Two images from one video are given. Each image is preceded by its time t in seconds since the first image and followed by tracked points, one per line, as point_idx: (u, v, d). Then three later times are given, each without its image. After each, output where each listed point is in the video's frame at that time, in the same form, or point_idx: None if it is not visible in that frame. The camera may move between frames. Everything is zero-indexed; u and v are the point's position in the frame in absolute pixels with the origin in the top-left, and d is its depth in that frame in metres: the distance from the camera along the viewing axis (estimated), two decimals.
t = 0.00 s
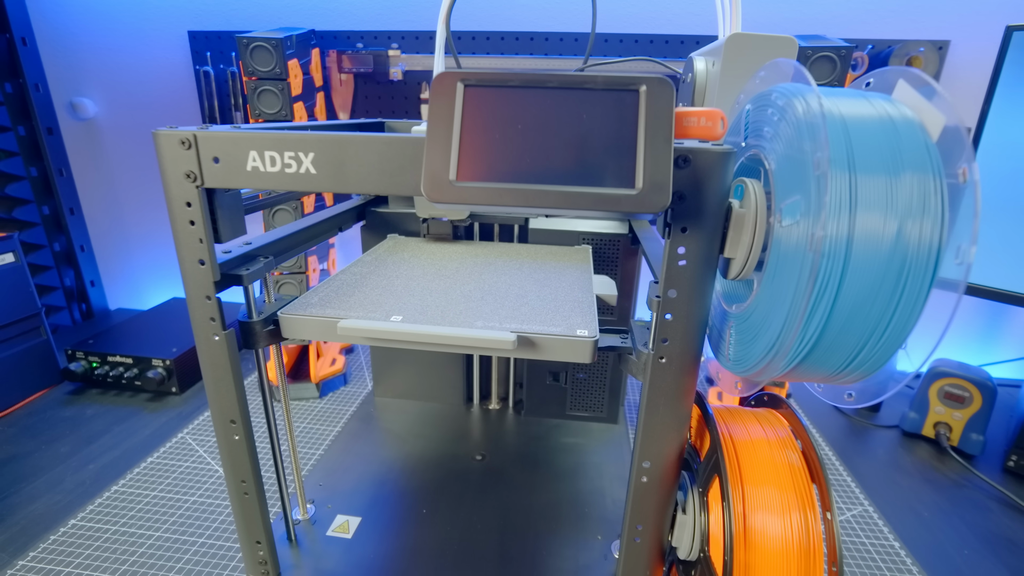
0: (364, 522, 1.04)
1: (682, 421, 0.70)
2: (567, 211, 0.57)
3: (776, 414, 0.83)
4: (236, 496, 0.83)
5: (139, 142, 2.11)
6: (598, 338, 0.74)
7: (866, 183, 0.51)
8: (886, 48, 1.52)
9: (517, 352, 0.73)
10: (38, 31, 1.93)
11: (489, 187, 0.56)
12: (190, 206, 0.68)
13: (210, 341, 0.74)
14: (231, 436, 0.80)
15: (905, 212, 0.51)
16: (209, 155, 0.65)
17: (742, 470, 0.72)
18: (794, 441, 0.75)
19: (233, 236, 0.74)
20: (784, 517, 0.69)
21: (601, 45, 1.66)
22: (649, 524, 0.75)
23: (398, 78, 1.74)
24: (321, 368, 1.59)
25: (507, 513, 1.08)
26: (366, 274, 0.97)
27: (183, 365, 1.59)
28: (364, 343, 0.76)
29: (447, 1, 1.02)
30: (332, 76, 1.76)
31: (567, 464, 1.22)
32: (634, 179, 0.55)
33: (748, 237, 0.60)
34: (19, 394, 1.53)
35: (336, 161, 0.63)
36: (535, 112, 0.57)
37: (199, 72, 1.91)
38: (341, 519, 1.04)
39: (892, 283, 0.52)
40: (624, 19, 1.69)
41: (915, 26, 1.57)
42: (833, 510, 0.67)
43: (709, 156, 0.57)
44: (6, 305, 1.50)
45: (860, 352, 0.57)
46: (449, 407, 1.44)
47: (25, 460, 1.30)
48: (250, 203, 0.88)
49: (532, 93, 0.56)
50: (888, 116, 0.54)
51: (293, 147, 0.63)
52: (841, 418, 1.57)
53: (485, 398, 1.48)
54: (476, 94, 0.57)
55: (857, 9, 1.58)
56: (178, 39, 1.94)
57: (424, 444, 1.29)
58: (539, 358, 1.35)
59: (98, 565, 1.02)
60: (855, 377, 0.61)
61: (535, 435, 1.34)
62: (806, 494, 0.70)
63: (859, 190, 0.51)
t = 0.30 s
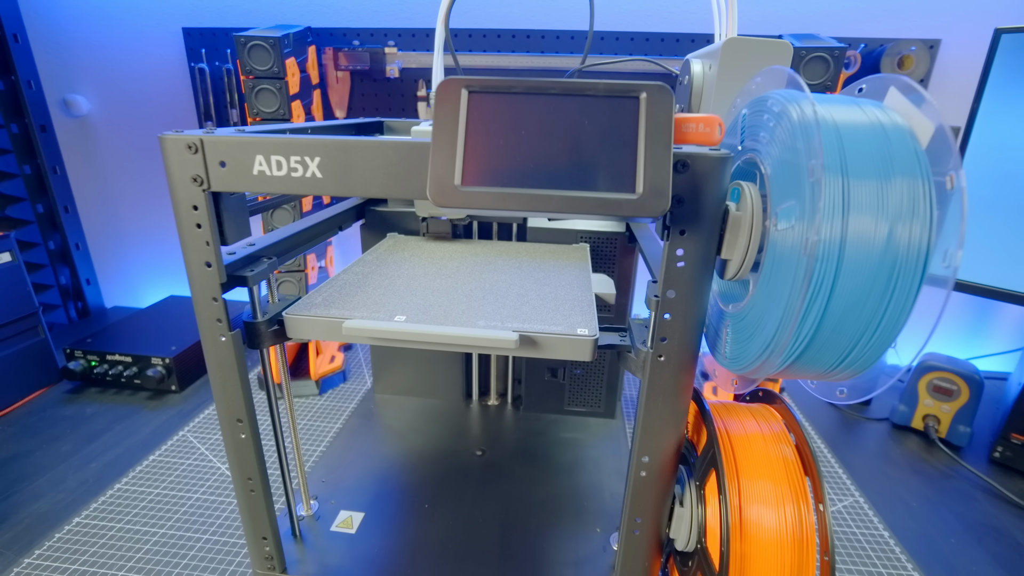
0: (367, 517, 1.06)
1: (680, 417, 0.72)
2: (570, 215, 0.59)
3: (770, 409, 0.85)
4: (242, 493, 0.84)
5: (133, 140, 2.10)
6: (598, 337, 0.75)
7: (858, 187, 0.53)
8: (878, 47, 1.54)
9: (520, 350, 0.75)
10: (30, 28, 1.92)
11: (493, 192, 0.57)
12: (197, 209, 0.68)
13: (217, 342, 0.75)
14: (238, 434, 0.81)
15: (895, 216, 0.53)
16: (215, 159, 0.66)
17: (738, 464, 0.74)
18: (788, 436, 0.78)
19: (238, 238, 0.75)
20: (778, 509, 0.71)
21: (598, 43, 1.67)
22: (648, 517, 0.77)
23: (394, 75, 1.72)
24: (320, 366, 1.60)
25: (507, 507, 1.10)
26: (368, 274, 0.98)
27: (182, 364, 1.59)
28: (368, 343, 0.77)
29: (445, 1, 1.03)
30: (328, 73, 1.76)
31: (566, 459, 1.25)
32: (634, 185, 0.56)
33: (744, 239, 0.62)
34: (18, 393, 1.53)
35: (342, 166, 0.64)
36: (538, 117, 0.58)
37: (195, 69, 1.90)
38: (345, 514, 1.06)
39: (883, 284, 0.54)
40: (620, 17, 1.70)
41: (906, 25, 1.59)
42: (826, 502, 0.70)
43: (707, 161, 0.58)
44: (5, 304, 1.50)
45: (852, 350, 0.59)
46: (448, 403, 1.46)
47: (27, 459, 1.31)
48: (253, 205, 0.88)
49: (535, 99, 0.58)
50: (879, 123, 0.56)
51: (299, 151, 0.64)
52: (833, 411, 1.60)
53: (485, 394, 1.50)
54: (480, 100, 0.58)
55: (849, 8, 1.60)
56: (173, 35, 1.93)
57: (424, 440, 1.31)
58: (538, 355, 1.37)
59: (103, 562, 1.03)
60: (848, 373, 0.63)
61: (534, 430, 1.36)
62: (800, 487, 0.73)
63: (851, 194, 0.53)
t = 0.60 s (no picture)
0: (370, 513, 1.07)
1: (677, 414, 0.74)
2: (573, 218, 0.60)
3: (765, 404, 0.87)
4: (249, 490, 0.86)
5: (128, 138, 2.09)
6: (598, 335, 0.77)
7: (852, 190, 0.55)
8: (871, 45, 1.56)
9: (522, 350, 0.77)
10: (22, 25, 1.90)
11: (498, 197, 0.59)
12: (204, 212, 0.69)
13: (225, 343, 0.76)
14: (244, 433, 0.82)
15: (887, 218, 0.55)
16: (223, 164, 0.67)
17: (734, 459, 0.76)
18: (782, 430, 0.80)
19: (245, 240, 0.76)
20: (774, 502, 0.74)
21: (595, 41, 1.67)
22: (646, 511, 0.79)
23: (392, 73, 1.73)
24: (320, 363, 1.61)
25: (508, 501, 1.12)
26: (370, 273, 0.99)
27: (183, 362, 1.60)
28: (374, 343, 0.78)
29: (445, 1, 1.04)
30: (325, 71, 1.76)
31: (565, 454, 1.27)
32: (635, 189, 0.58)
33: (740, 240, 0.64)
34: (18, 392, 1.53)
35: (348, 169, 0.65)
36: (541, 124, 0.59)
37: (191, 66, 1.89)
38: (349, 510, 1.08)
39: (875, 283, 0.56)
40: (616, 15, 1.71)
41: (900, 23, 1.61)
42: (818, 495, 0.72)
43: (705, 166, 0.60)
44: (4, 304, 1.50)
45: (845, 347, 0.61)
46: (449, 399, 1.48)
47: (29, 458, 1.31)
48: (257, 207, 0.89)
49: (538, 105, 0.59)
50: (871, 128, 0.58)
51: (305, 156, 0.65)
52: (826, 405, 1.63)
53: (484, 391, 1.52)
54: (483, 106, 0.59)
55: (843, 8, 1.62)
56: (169, 32, 1.92)
57: (425, 436, 1.32)
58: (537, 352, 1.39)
59: (110, 559, 1.04)
60: (841, 370, 0.65)
61: (533, 426, 1.38)
62: (793, 480, 0.75)
63: (845, 197, 0.55)
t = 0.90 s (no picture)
0: (374, 508, 1.09)
1: (676, 410, 0.75)
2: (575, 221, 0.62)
3: (761, 400, 0.90)
4: (256, 486, 0.88)
5: (125, 135, 2.09)
6: (599, 333, 0.79)
7: (845, 193, 0.57)
8: (865, 44, 1.58)
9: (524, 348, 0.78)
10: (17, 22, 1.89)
11: (503, 200, 0.60)
12: (212, 214, 0.71)
13: (232, 342, 0.78)
14: (252, 430, 0.84)
15: (880, 220, 0.57)
16: (230, 167, 0.68)
17: (731, 452, 0.78)
18: (777, 425, 0.82)
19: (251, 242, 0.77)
20: (769, 494, 0.76)
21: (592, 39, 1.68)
22: (645, 504, 0.81)
23: (390, 71, 1.74)
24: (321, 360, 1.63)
25: (509, 495, 1.14)
26: (373, 272, 1.00)
27: (184, 360, 1.61)
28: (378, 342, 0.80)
29: (446, 2, 1.05)
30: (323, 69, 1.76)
31: (564, 448, 1.29)
32: (636, 193, 0.60)
33: (737, 241, 0.65)
34: (19, 391, 1.54)
35: (354, 173, 0.66)
36: (545, 128, 0.60)
37: (187, 64, 1.89)
38: (353, 505, 1.09)
39: (868, 283, 0.58)
40: (613, 13, 1.72)
41: (893, 22, 1.63)
42: (812, 487, 0.74)
43: (703, 169, 0.62)
44: (4, 303, 1.51)
45: (838, 345, 0.63)
46: (449, 395, 1.50)
47: (33, 456, 1.32)
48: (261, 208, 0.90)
49: (541, 110, 0.60)
50: (863, 133, 0.60)
51: (312, 159, 0.66)
52: (820, 399, 1.66)
53: (484, 387, 1.54)
54: (487, 111, 0.61)
55: (837, 7, 1.63)
56: (165, 29, 1.91)
57: (427, 431, 1.34)
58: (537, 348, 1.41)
59: (117, 555, 1.06)
60: (835, 367, 0.67)
61: (533, 421, 1.40)
62: (788, 473, 0.77)
63: (839, 199, 0.57)
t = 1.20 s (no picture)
0: (377, 503, 1.11)
1: (675, 406, 0.77)
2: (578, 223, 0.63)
3: (756, 395, 0.92)
4: (263, 482, 0.89)
5: (122, 133, 2.08)
6: (599, 331, 0.81)
7: (839, 195, 0.59)
8: (860, 43, 1.60)
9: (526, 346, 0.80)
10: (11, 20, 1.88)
11: (507, 203, 0.61)
12: (220, 217, 0.72)
13: (239, 342, 0.79)
14: (259, 428, 0.85)
15: (872, 221, 0.58)
16: (238, 170, 0.69)
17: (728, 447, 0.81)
18: (772, 419, 0.84)
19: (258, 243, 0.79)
20: (765, 487, 0.78)
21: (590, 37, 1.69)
22: (644, 497, 0.83)
23: (388, 69, 1.74)
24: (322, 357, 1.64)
25: (510, 490, 1.16)
26: (376, 272, 1.02)
27: (185, 358, 1.62)
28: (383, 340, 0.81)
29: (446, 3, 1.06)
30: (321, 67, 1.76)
31: (563, 443, 1.31)
32: (636, 196, 0.61)
33: (734, 242, 0.67)
34: (21, 390, 1.54)
35: (360, 176, 0.68)
36: (548, 132, 0.62)
37: (185, 62, 1.88)
38: (356, 500, 1.11)
39: (860, 282, 0.60)
40: (611, 11, 1.73)
41: (887, 21, 1.65)
42: (806, 479, 0.76)
43: (702, 172, 0.63)
44: (4, 302, 1.51)
45: (832, 341, 0.65)
46: (450, 391, 1.52)
47: (37, 454, 1.33)
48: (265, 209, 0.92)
49: (544, 115, 0.62)
50: (857, 137, 0.62)
51: (319, 163, 0.68)
52: (814, 393, 1.69)
53: (484, 383, 1.56)
54: (491, 116, 0.62)
55: (832, 6, 1.65)
56: (162, 27, 1.91)
57: (428, 428, 1.36)
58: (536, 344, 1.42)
59: (124, 551, 1.07)
60: (829, 363, 0.69)
61: (533, 417, 1.42)
62: (783, 466, 0.79)
63: (833, 202, 0.58)
